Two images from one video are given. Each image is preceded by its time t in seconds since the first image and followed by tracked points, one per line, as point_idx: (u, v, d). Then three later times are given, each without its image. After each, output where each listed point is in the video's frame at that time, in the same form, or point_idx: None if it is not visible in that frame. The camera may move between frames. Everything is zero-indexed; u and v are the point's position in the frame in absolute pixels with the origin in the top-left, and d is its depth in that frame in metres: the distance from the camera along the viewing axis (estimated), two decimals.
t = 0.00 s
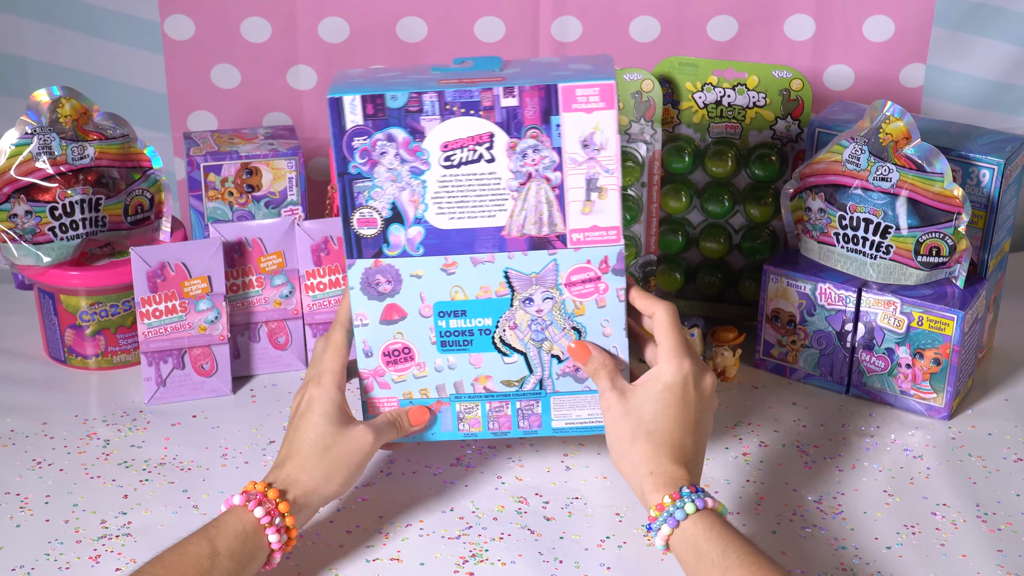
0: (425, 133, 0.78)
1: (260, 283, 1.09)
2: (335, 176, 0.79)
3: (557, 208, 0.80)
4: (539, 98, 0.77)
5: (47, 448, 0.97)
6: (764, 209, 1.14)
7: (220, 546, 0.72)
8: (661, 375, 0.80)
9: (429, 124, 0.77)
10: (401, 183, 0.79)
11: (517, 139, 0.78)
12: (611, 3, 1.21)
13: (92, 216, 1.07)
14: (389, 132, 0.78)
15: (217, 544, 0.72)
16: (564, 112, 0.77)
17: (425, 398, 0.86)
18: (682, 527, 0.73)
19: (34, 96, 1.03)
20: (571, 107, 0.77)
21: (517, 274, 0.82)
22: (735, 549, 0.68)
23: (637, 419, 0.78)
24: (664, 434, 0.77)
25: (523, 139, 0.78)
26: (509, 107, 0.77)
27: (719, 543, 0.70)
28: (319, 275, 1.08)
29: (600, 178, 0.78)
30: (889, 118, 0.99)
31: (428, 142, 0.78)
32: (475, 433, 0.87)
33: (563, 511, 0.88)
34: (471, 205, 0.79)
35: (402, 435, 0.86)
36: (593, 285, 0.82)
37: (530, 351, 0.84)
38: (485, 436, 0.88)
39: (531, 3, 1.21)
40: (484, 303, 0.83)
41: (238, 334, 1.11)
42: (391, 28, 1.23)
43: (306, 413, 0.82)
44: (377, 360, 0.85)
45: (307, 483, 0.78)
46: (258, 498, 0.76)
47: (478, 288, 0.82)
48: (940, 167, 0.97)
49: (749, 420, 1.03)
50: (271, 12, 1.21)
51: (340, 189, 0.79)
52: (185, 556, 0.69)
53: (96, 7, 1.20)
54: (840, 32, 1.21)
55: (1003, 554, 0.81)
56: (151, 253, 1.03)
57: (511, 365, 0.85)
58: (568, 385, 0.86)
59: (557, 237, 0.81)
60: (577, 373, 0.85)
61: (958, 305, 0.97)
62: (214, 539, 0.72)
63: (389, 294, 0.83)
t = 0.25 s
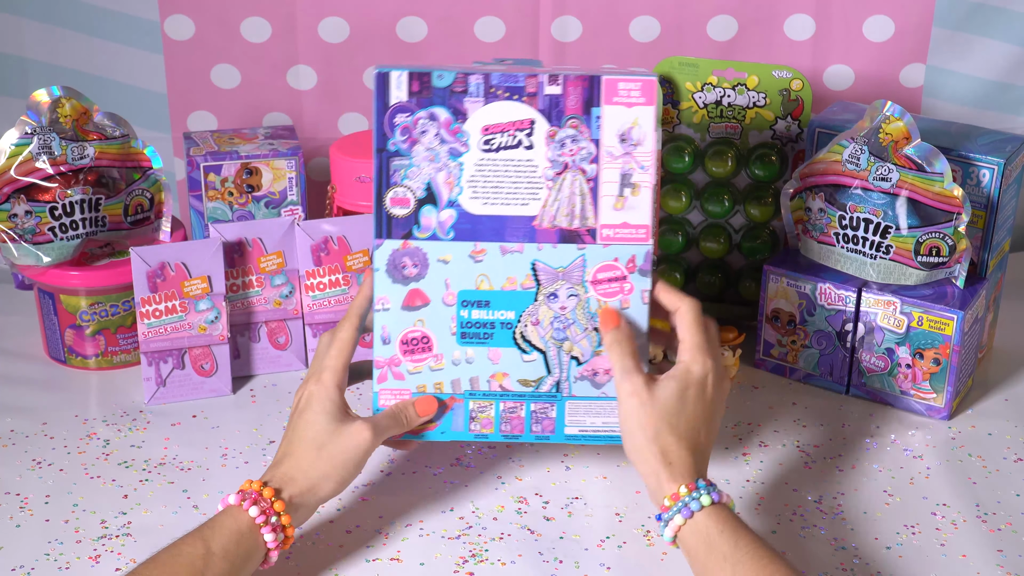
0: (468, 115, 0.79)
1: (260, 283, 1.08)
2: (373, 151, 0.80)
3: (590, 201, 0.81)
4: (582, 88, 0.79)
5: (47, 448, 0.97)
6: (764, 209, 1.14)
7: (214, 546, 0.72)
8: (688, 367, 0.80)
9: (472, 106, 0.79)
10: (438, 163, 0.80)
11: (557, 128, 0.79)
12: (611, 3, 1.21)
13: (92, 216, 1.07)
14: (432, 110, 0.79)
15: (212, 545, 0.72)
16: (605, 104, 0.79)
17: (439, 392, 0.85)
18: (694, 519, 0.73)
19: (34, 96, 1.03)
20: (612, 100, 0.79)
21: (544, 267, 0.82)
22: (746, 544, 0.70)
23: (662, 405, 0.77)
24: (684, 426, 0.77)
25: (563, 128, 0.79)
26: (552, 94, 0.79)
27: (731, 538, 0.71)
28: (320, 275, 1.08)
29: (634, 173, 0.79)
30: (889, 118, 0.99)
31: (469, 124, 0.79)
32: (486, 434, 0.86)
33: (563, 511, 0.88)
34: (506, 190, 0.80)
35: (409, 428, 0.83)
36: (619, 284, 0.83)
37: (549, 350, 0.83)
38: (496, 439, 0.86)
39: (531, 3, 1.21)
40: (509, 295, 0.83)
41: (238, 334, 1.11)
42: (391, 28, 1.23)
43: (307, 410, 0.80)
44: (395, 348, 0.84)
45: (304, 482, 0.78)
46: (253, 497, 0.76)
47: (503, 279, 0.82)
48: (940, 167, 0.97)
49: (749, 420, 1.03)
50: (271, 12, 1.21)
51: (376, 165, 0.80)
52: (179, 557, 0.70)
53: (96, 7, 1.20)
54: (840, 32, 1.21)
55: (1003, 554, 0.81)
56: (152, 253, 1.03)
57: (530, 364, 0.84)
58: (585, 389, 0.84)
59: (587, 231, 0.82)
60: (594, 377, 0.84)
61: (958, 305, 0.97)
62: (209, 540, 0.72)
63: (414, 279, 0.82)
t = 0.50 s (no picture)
0: (469, 100, 0.81)
1: (260, 283, 1.08)
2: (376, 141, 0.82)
3: (596, 185, 0.81)
4: (583, 70, 0.80)
5: (47, 448, 0.97)
6: (765, 209, 1.14)
7: (216, 554, 0.72)
8: (699, 358, 0.80)
9: (473, 91, 0.81)
10: (441, 151, 0.81)
11: (559, 111, 0.80)
12: (611, 3, 1.21)
13: (92, 216, 1.07)
14: (432, 98, 0.81)
15: (214, 551, 0.72)
16: (607, 83, 0.80)
17: (448, 388, 0.83)
18: (727, 513, 0.74)
19: (34, 96, 1.03)
20: (614, 79, 0.80)
21: (551, 256, 0.82)
22: (780, 538, 0.70)
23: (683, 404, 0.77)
24: (706, 420, 0.78)
25: (566, 111, 0.80)
26: (553, 76, 0.80)
27: (762, 532, 0.72)
28: (320, 275, 1.08)
29: (641, 154, 0.80)
30: (889, 118, 0.99)
31: (470, 110, 0.81)
32: (497, 434, 0.84)
33: (563, 511, 0.88)
34: (511, 175, 0.81)
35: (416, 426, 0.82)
36: (630, 273, 0.81)
37: (561, 343, 0.82)
38: (507, 439, 0.84)
39: (531, 3, 1.21)
40: (516, 286, 0.82)
41: (238, 334, 1.11)
42: (391, 28, 1.23)
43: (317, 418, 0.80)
44: (403, 344, 0.83)
45: (310, 491, 0.78)
46: (259, 505, 0.76)
47: (511, 269, 0.82)
48: (940, 167, 0.97)
49: (749, 420, 1.03)
50: (271, 12, 1.21)
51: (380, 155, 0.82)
52: (182, 562, 0.70)
53: (96, 6, 1.20)
54: (840, 32, 1.21)
55: (1003, 554, 0.81)
56: (152, 253, 1.03)
57: (540, 358, 0.83)
58: (598, 385, 0.83)
59: (595, 217, 0.81)
60: (608, 373, 0.82)
61: (958, 305, 0.97)
62: (212, 546, 0.73)
63: (419, 272, 0.82)
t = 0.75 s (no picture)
0: (526, 79, 0.79)
1: (260, 283, 1.08)
2: (426, 106, 0.81)
3: (641, 182, 0.80)
4: (645, 66, 0.79)
5: (46, 448, 0.97)
6: (765, 209, 1.14)
7: (225, 551, 0.71)
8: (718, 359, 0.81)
9: (531, 70, 0.79)
10: (489, 126, 0.80)
11: (615, 103, 0.79)
12: (612, 3, 1.21)
13: (92, 216, 1.07)
14: (489, 70, 0.80)
15: (222, 549, 0.71)
16: (666, 83, 0.79)
17: (462, 364, 0.84)
18: (729, 513, 0.74)
19: (34, 96, 1.03)
20: (675, 81, 0.79)
21: (585, 246, 0.81)
22: (781, 537, 0.70)
23: (698, 402, 0.78)
24: (716, 421, 0.79)
25: (621, 104, 0.79)
26: (614, 69, 0.79)
27: (765, 530, 0.71)
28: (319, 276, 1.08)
29: (690, 159, 0.79)
30: (889, 118, 0.99)
31: (526, 89, 0.79)
32: (504, 416, 0.85)
33: (563, 511, 0.88)
34: (556, 161, 0.80)
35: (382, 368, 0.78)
36: (660, 272, 0.81)
37: (581, 334, 0.83)
38: (515, 421, 0.85)
39: (531, 3, 1.21)
40: (546, 271, 0.82)
41: (238, 334, 1.11)
42: (391, 28, 1.23)
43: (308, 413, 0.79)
44: (422, 313, 0.84)
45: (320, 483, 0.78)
46: (268, 503, 0.75)
47: (542, 254, 0.82)
48: (940, 167, 0.97)
49: (749, 420, 1.03)
50: (271, 12, 1.21)
51: (429, 120, 0.81)
52: (190, 563, 0.69)
53: (96, 7, 1.20)
54: (840, 32, 1.21)
55: (1003, 554, 0.81)
56: (151, 253, 1.03)
57: (559, 346, 0.83)
58: (612, 379, 0.83)
59: (635, 214, 0.80)
60: (624, 369, 0.83)
61: (958, 305, 0.97)
62: (219, 544, 0.71)
63: (449, 243, 0.82)
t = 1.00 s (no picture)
0: (515, 92, 0.79)
1: (260, 283, 1.08)
2: (415, 123, 0.80)
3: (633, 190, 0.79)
4: (633, 74, 0.78)
5: (47, 448, 0.97)
6: (765, 209, 1.14)
7: (215, 553, 0.72)
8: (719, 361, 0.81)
9: (520, 83, 0.79)
10: (480, 141, 0.79)
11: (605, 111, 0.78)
12: (612, 3, 1.21)
13: (92, 216, 1.07)
14: (477, 85, 0.79)
15: (213, 550, 0.72)
16: (656, 90, 0.78)
17: (461, 382, 0.83)
18: (733, 518, 0.74)
19: (34, 96, 1.03)
20: (664, 86, 0.78)
21: (580, 256, 0.80)
22: (786, 540, 0.70)
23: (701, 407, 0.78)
24: (719, 423, 0.79)
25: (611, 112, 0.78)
26: (602, 77, 0.78)
27: (771, 534, 0.72)
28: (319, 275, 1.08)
29: (681, 164, 0.78)
30: (889, 118, 0.99)
31: (515, 101, 0.79)
32: (507, 432, 0.84)
33: (563, 511, 0.88)
34: (548, 172, 0.79)
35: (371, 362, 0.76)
36: (656, 278, 0.80)
37: (580, 345, 0.82)
38: (518, 437, 0.84)
39: (531, 3, 1.21)
40: (542, 284, 0.81)
41: (238, 334, 1.11)
42: (391, 28, 1.23)
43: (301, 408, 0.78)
44: (420, 333, 0.82)
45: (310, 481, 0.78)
46: (258, 501, 0.76)
47: (538, 266, 0.81)
48: (940, 167, 0.97)
49: (748, 420, 1.03)
50: (271, 12, 1.21)
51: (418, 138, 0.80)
52: (179, 563, 0.69)
53: (96, 7, 1.20)
54: (841, 32, 1.21)
55: (1003, 554, 0.81)
56: (152, 253, 1.03)
57: (559, 358, 0.82)
58: (613, 389, 0.83)
59: (628, 222, 0.80)
60: (624, 378, 0.82)
61: (959, 305, 0.97)
62: (210, 545, 0.72)
63: (444, 260, 0.81)
